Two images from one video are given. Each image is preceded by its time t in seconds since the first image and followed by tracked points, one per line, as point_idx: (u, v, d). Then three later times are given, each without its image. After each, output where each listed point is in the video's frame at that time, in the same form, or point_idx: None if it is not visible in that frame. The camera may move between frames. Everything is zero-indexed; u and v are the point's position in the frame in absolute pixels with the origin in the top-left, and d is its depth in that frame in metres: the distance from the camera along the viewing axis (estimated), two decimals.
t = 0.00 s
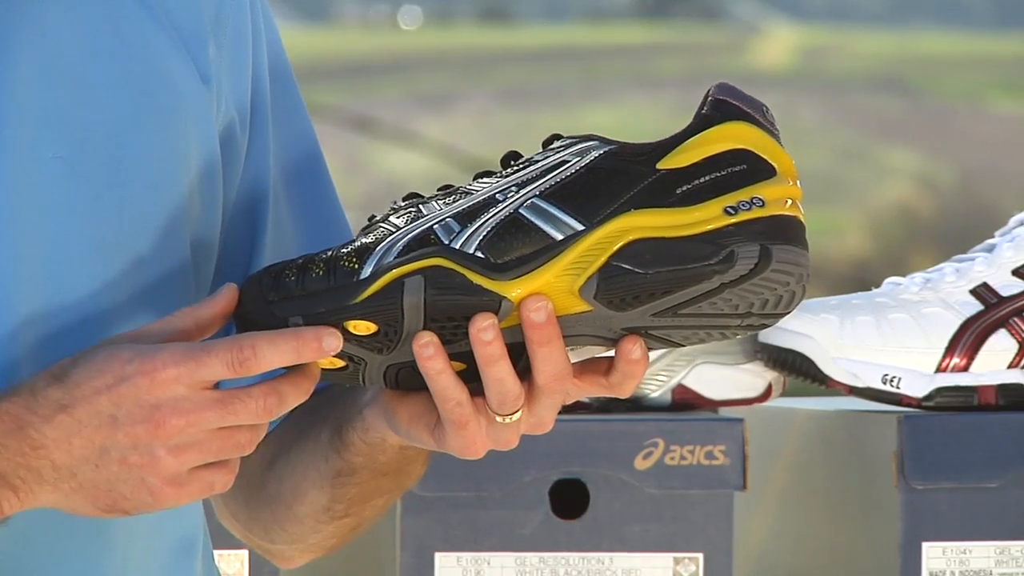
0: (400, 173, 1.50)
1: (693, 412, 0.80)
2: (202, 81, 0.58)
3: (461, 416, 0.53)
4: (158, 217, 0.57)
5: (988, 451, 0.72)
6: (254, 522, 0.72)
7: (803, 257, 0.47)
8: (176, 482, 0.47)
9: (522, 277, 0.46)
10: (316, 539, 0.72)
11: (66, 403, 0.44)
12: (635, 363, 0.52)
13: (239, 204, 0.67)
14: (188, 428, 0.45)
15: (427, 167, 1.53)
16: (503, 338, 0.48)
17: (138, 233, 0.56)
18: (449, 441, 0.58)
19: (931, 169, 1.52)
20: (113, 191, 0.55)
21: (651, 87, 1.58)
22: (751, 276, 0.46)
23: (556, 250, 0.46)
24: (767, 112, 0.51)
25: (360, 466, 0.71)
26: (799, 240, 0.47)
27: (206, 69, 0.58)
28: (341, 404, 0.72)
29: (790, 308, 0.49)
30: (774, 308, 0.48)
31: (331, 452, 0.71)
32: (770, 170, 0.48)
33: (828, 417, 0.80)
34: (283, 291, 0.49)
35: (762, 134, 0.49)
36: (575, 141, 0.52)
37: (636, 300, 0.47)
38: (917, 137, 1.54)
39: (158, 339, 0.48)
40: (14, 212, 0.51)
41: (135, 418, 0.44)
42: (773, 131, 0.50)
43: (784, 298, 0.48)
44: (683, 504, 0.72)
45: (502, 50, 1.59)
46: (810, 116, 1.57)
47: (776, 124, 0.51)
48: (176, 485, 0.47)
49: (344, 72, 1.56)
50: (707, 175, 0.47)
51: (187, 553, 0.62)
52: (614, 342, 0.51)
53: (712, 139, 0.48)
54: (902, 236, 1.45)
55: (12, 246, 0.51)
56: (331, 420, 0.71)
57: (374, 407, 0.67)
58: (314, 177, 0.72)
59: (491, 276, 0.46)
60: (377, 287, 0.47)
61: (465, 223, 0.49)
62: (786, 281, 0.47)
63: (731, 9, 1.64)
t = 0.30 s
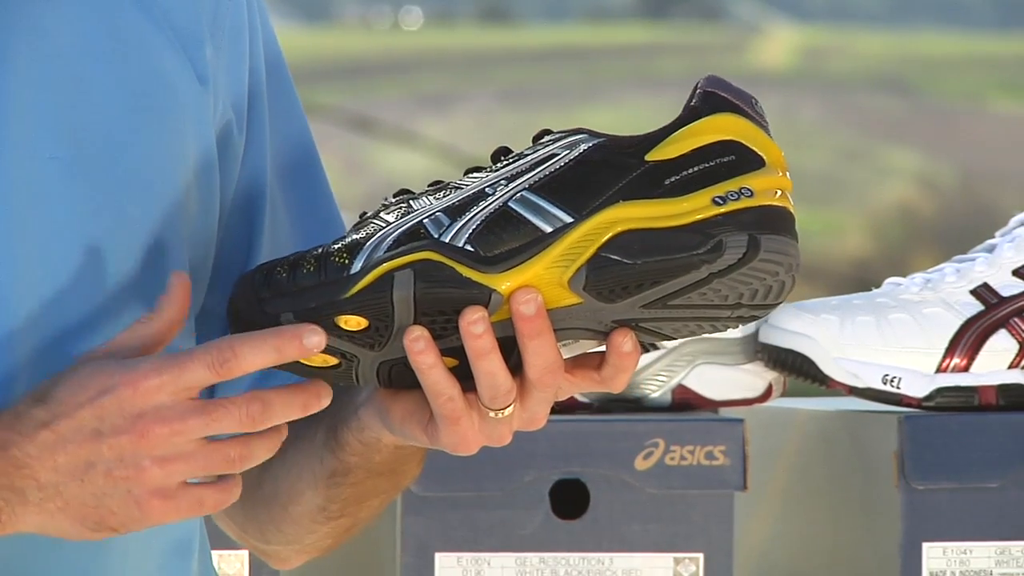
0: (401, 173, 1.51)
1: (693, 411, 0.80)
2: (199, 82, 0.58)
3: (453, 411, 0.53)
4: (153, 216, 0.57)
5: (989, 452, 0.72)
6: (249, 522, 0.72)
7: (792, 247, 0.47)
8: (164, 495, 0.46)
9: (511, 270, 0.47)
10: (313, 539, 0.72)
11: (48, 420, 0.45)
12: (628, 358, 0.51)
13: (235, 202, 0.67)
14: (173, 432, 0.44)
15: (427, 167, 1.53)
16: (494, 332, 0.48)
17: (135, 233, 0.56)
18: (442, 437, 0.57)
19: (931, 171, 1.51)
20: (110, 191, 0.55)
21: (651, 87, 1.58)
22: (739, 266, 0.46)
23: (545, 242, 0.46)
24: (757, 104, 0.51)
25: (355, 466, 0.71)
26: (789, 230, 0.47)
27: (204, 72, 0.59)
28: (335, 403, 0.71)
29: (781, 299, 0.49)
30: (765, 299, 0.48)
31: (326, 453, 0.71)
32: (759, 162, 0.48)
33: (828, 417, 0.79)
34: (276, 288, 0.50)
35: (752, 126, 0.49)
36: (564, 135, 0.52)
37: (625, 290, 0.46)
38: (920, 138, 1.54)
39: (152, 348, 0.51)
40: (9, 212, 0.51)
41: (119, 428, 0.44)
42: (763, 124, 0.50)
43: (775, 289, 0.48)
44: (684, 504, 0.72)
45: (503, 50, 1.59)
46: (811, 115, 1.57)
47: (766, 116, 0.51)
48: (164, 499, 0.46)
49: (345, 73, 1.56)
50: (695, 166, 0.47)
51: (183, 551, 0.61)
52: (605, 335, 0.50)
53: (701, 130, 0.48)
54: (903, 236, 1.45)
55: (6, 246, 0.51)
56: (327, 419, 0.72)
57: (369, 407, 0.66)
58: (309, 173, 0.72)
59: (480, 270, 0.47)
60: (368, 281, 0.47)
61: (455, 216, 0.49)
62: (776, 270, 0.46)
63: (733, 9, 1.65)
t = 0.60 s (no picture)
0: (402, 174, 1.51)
1: (694, 411, 0.80)
2: (198, 82, 0.58)
3: (451, 409, 0.53)
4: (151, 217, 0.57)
5: (991, 452, 0.72)
6: (247, 523, 0.72)
7: (789, 245, 0.47)
8: (115, 454, 0.38)
9: (509, 268, 0.46)
10: (310, 541, 0.71)
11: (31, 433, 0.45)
12: (625, 355, 0.52)
13: (235, 200, 0.67)
14: (109, 418, 0.37)
15: (428, 168, 1.53)
16: (491, 330, 0.48)
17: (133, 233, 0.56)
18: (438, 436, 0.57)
19: (933, 169, 1.51)
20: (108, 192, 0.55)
21: (651, 87, 1.58)
22: (736, 265, 0.46)
23: (543, 240, 0.46)
24: (754, 102, 0.51)
25: (354, 466, 0.69)
26: (786, 228, 0.47)
27: (203, 73, 0.58)
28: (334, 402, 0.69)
29: (778, 298, 0.49)
30: (762, 297, 0.48)
31: (324, 452, 0.69)
32: (757, 160, 0.48)
33: (828, 417, 0.79)
34: (273, 286, 0.49)
35: (749, 124, 0.49)
36: (563, 134, 0.52)
37: (623, 288, 0.46)
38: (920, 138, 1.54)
39: (36, 319, 0.39)
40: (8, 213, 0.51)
41: (41, 409, 0.37)
42: (760, 122, 0.50)
43: (772, 287, 0.48)
44: (685, 504, 0.72)
45: (504, 50, 1.59)
46: (812, 115, 1.57)
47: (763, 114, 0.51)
48: (118, 456, 0.38)
49: (346, 73, 1.56)
50: (693, 164, 0.47)
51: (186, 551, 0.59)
52: (603, 334, 0.51)
53: (699, 129, 0.48)
54: (904, 238, 1.46)
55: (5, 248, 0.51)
56: (325, 418, 0.69)
57: (365, 405, 0.64)
58: (307, 173, 0.72)
59: (478, 267, 0.46)
60: (365, 279, 0.47)
61: (453, 215, 0.49)
62: (773, 269, 0.47)
63: (734, 9, 1.65)
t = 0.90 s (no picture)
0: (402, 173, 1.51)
1: (694, 412, 0.80)
2: (207, 80, 0.58)
3: (447, 421, 0.53)
4: (159, 216, 0.56)
5: (990, 453, 0.72)
6: (246, 521, 0.72)
7: (788, 258, 0.47)
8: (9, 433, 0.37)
9: (508, 286, 0.46)
10: (307, 540, 0.71)
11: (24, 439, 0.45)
12: (621, 365, 0.52)
13: (246, 201, 0.67)
14: None
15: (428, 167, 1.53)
16: (491, 346, 0.48)
17: (141, 233, 0.55)
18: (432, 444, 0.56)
19: (932, 170, 1.51)
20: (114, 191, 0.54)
21: (650, 88, 1.58)
22: (738, 282, 0.46)
23: (541, 258, 0.46)
24: (748, 111, 0.51)
25: (347, 465, 0.68)
26: (785, 241, 0.47)
27: (212, 71, 0.58)
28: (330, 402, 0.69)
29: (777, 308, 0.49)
30: (761, 308, 0.48)
31: (318, 453, 0.69)
32: (753, 172, 0.48)
33: (827, 417, 0.79)
34: (266, 301, 0.48)
35: (744, 134, 0.49)
36: (556, 144, 0.51)
37: (623, 306, 0.46)
38: (921, 138, 1.53)
39: None
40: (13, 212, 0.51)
41: None
42: (756, 131, 0.50)
43: (772, 299, 0.48)
44: (685, 504, 0.72)
45: (504, 51, 1.59)
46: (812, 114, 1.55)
47: (757, 122, 0.51)
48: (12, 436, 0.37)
49: (346, 73, 1.56)
50: (691, 179, 0.47)
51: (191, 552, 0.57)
52: (600, 343, 0.51)
53: (694, 142, 0.48)
54: (903, 237, 1.46)
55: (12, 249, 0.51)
56: (320, 417, 0.69)
57: (359, 405, 0.64)
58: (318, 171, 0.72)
59: (476, 285, 0.47)
60: (363, 298, 0.46)
61: (449, 231, 0.48)
62: (773, 283, 0.47)
63: (733, 9, 1.64)
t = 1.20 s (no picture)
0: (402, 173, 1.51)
1: (693, 411, 0.79)
2: (211, 75, 0.56)
3: (434, 421, 0.54)
4: (161, 214, 0.55)
5: (990, 452, 0.72)
6: (254, 520, 0.72)
7: (771, 260, 0.46)
8: None
9: (490, 282, 0.47)
10: (312, 541, 0.71)
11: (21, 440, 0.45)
12: (607, 366, 0.51)
13: (254, 193, 0.67)
14: None
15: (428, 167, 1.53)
16: (473, 343, 0.48)
17: (142, 231, 0.54)
18: (424, 447, 0.57)
19: (931, 169, 1.50)
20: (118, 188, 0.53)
21: (650, 88, 1.58)
22: (718, 280, 0.46)
23: (525, 253, 0.46)
24: (738, 114, 0.50)
25: (349, 470, 0.68)
26: (768, 243, 0.47)
27: (215, 66, 0.56)
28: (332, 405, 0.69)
29: (763, 311, 0.49)
30: (745, 311, 0.48)
31: (320, 456, 0.69)
32: (739, 173, 0.47)
33: (828, 417, 0.80)
34: (257, 297, 0.49)
35: (731, 137, 0.48)
36: (548, 144, 0.51)
37: (604, 304, 0.46)
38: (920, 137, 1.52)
39: None
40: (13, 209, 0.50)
41: None
42: (744, 133, 0.50)
43: (755, 301, 0.47)
44: (684, 503, 0.72)
45: (503, 50, 1.59)
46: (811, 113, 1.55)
47: (747, 126, 0.51)
48: None
49: (346, 73, 1.56)
50: (676, 178, 0.47)
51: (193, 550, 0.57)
52: (584, 343, 0.51)
53: (680, 142, 0.48)
54: (903, 236, 1.46)
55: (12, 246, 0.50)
56: (320, 420, 0.69)
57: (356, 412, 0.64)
58: (322, 166, 0.72)
59: (459, 280, 0.47)
60: (348, 291, 0.47)
61: (435, 227, 0.49)
62: (755, 284, 0.46)
63: (733, 7, 1.62)
